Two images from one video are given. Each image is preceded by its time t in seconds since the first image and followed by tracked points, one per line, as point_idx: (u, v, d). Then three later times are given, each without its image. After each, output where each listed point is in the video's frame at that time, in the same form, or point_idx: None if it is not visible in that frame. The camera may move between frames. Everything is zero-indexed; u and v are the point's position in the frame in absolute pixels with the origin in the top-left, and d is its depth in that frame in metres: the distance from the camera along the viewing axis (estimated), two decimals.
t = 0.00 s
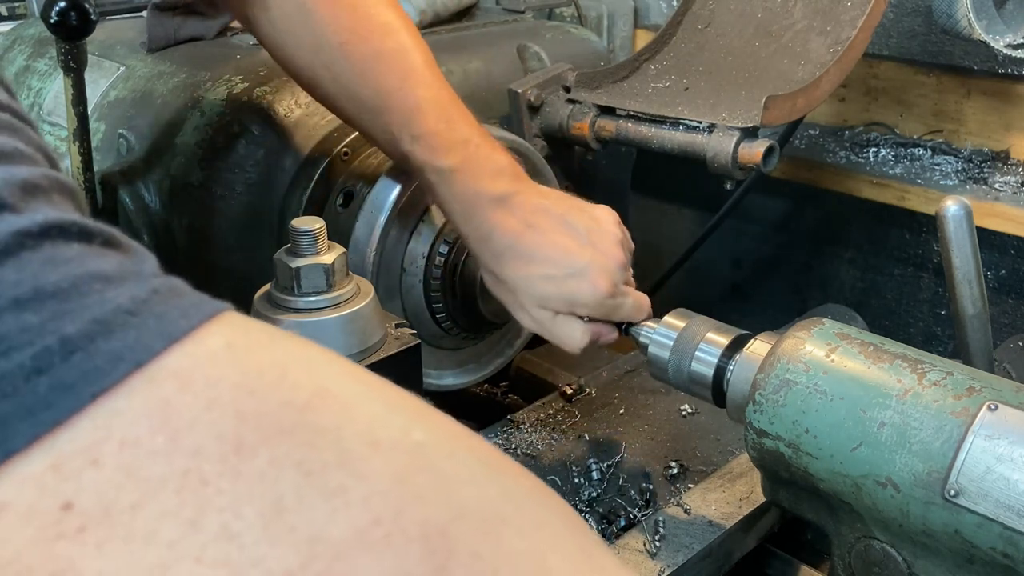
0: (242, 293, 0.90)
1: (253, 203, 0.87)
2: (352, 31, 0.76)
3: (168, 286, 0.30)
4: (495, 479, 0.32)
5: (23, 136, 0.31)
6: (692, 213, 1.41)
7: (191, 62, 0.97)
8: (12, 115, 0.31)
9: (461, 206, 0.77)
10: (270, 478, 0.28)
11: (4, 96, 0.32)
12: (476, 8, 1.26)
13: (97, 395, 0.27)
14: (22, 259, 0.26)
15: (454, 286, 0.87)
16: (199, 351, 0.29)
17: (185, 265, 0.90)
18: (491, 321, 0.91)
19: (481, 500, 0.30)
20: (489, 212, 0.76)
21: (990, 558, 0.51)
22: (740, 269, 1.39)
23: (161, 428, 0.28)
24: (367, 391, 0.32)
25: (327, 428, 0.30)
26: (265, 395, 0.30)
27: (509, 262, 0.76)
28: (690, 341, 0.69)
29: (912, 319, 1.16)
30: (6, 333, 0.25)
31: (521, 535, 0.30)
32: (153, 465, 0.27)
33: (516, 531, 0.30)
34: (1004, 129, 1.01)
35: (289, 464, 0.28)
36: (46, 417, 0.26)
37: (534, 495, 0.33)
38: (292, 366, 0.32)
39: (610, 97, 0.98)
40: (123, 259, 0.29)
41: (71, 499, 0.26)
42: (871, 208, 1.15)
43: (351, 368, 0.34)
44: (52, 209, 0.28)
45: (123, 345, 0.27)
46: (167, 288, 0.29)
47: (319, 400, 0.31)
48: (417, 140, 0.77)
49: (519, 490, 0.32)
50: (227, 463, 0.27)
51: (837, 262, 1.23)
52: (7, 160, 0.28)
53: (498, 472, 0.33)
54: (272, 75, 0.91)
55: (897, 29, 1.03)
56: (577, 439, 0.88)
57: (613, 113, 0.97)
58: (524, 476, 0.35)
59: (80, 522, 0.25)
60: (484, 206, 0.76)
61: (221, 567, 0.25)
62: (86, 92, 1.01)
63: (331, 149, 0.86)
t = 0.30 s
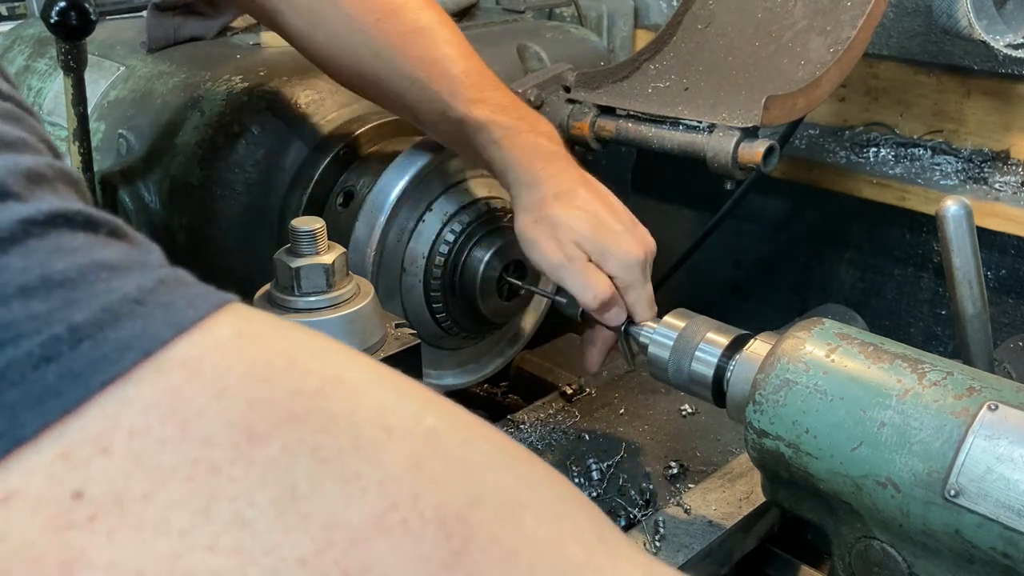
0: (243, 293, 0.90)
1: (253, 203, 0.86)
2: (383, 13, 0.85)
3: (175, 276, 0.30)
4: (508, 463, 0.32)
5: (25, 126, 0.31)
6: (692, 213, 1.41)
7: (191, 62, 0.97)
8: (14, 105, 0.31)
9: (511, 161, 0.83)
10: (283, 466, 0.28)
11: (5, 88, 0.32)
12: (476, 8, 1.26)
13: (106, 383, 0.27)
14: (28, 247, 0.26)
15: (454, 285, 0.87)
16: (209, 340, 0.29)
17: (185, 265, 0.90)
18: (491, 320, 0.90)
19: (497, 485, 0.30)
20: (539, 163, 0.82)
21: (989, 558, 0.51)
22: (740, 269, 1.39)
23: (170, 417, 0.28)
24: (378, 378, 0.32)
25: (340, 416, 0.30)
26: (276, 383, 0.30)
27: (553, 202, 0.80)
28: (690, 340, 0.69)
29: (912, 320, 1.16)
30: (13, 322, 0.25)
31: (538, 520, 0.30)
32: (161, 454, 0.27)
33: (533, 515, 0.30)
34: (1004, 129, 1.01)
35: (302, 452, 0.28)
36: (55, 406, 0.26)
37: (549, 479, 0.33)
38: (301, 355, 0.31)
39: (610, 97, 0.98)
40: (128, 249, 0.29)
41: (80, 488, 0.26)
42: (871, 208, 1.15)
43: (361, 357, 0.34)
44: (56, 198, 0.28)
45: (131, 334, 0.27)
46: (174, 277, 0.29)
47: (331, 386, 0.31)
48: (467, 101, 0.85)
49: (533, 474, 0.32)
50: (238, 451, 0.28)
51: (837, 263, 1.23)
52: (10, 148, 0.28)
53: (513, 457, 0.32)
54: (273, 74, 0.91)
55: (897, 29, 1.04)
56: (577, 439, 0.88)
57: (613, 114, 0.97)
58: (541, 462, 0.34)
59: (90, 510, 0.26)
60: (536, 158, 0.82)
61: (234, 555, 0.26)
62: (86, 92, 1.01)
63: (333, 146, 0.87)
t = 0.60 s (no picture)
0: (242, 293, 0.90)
1: (253, 203, 0.86)
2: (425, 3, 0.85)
3: (167, 280, 0.30)
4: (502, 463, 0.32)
5: (15, 130, 0.31)
6: (692, 213, 1.41)
7: (191, 62, 0.97)
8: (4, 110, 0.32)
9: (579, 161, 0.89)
10: (278, 469, 0.28)
11: None
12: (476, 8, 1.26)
13: (98, 389, 0.27)
14: (17, 252, 0.26)
15: (454, 284, 0.87)
16: (202, 344, 0.29)
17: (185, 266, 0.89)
18: (491, 320, 0.91)
19: (495, 487, 0.31)
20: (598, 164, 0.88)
21: (990, 558, 0.51)
22: (740, 269, 1.39)
23: (163, 423, 0.28)
24: (374, 380, 0.32)
25: (335, 417, 0.30)
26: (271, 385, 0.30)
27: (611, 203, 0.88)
28: (690, 340, 0.68)
29: (912, 320, 1.16)
30: (4, 327, 0.25)
31: (535, 522, 0.30)
32: (155, 460, 0.27)
33: (531, 517, 0.30)
34: (1004, 129, 1.01)
35: (297, 455, 0.28)
36: (46, 413, 0.26)
37: (546, 481, 0.33)
38: (296, 357, 0.32)
39: (611, 97, 1.00)
40: (121, 252, 0.30)
41: (74, 495, 0.26)
42: (871, 207, 1.15)
43: (356, 359, 0.34)
44: (46, 201, 0.29)
45: (123, 339, 0.27)
46: (166, 281, 0.30)
47: (326, 388, 0.31)
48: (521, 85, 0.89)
49: (529, 476, 0.32)
50: (232, 455, 0.27)
51: (837, 263, 1.23)
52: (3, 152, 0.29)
53: (509, 458, 0.33)
54: (272, 75, 0.91)
55: (897, 29, 1.05)
56: (577, 439, 0.88)
57: (613, 113, 1.00)
58: (539, 465, 0.34)
59: (84, 518, 0.25)
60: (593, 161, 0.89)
61: (229, 561, 0.26)
62: (86, 92, 1.01)
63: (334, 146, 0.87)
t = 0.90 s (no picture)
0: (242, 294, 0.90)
1: (253, 203, 0.86)
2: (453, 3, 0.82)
3: (162, 291, 0.30)
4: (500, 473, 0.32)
5: (10, 139, 0.31)
6: (692, 213, 1.41)
7: (191, 62, 0.97)
8: None
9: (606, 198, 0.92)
10: (275, 479, 0.28)
11: None
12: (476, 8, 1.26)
13: (88, 402, 0.26)
14: (11, 263, 0.26)
15: (454, 285, 0.87)
16: (197, 354, 0.30)
17: (184, 267, 0.89)
18: (491, 321, 0.91)
19: (492, 497, 0.31)
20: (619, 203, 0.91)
21: (989, 558, 0.51)
22: (739, 269, 1.38)
23: (157, 433, 0.27)
24: (370, 390, 0.33)
25: (331, 428, 0.30)
26: (268, 395, 0.30)
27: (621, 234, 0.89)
28: (690, 340, 0.68)
29: (912, 320, 1.16)
30: None
31: (535, 529, 0.31)
32: (149, 470, 0.27)
33: (530, 526, 0.31)
34: (1004, 129, 1.01)
35: (295, 466, 0.28)
36: (36, 425, 0.26)
37: (544, 487, 0.33)
38: (292, 367, 0.32)
39: (611, 96, 1.01)
40: (115, 263, 0.29)
41: (65, 505, 0.26)
42: (871, 207, 1.15)
43: (351, 369, 0.34)
44: (39, 212, 0.28)
45: (117, 350, 0.27)
46: (161, 292, 0.30)
47: (322, 399, 0.31)
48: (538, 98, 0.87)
49: (528, 484, 0.33)
50: (228, 465, 0.27)
51: (837, 263, 1.23)
52: None
53: (507, 468, 0.33)
54: (272, 75, 0.91)
55: (898, 29, 1.05)
56: (577, 439, 0.88)
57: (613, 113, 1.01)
58: (537, 472, 0.35)
59: (74, 529, 0.25)
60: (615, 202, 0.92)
61: (224, 571, 0.26)
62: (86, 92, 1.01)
63: (333, 146, 0.86)
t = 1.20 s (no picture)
0: (243, 294, 0.89)
1: (254, 203, 0.87)
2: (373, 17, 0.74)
3: (166, 289, 0.30)
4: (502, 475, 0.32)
5: (14, 137, 0.31)
6: (692, 213, 1.41)
7: (191, 62, 0.97)
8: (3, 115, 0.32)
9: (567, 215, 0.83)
10: (278, 481, 0.28)
11: None
12: (476, 8, 1.26)
13: (94, 402, 0.27)
14: (17, 263, 0.26)
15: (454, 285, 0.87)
16: (201, 354, 0.30)
17: (185, 267, 0.89)
18: (492, 321, 0.91)
19: (494, 500, 0.31)
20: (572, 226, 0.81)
21: (990, 558, 0.51)
22: (740, 269, 1.38)
23: (162, 434, 0.28)
24: (372, 390, 0.33)
25: (332, 428, 0.30)
26: (272, 396, 0.30)
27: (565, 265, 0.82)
28: (690, 340, 0.68)
29: (913, 320, 1.16)
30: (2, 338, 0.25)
31: (538, 531, 0.30)
32: (154, 472, 0.27)
33: (533, 529, 0.30)
34: (1004, 129, 1.01)
35: (298, 468, 0.28)
36: (42, 425, 0.26)
37: (546, 488, 0.33)
38: (296, 367, 0.32)
39: (610, 96, 0.99)
40: (119, 261, 0.30)
41: (71, 507, 0.25)
42: (870, 207, 1.15)
43: (354, 367, 0.34)
44: (44, 211, 0.29)
45: (121, 349, 0.27)
46: (165, 290, 0.30)
47: (325, 399, 0.31)
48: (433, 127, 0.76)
49: (529, 485, 0.32)
50: (232, 468, 0.28)
51: (837, 263, 1.23)
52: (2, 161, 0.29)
53: (508, 468, 0.33)
54: (272, 75, 0.91)
55: (898, 30, 1.04)
56: (577, 439, 0.88)
57: (613, 113, 0.99)
58: (540, 474, 0.35)
59: (80, 531, 0.25)
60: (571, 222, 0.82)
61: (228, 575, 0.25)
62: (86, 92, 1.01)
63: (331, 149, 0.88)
